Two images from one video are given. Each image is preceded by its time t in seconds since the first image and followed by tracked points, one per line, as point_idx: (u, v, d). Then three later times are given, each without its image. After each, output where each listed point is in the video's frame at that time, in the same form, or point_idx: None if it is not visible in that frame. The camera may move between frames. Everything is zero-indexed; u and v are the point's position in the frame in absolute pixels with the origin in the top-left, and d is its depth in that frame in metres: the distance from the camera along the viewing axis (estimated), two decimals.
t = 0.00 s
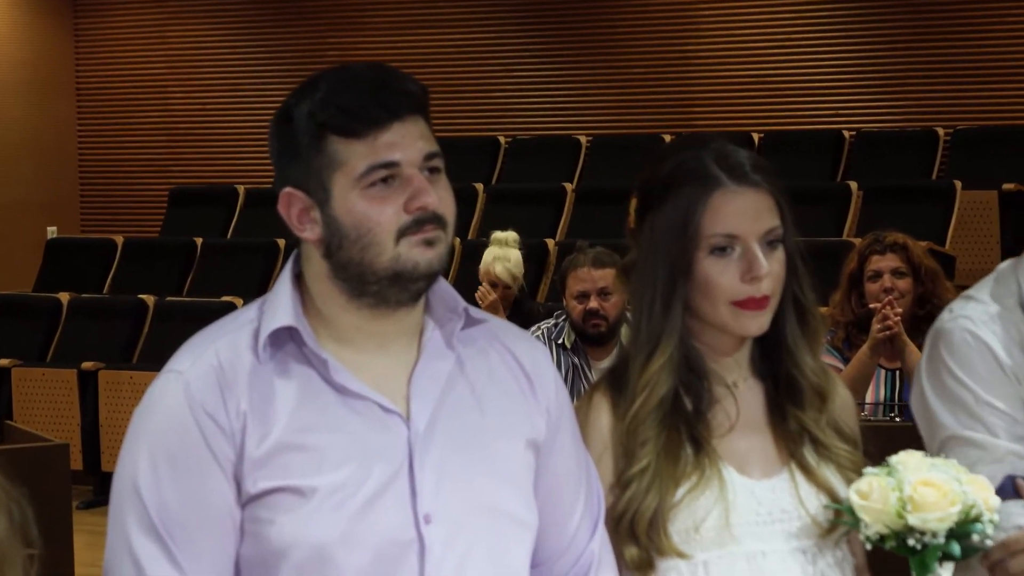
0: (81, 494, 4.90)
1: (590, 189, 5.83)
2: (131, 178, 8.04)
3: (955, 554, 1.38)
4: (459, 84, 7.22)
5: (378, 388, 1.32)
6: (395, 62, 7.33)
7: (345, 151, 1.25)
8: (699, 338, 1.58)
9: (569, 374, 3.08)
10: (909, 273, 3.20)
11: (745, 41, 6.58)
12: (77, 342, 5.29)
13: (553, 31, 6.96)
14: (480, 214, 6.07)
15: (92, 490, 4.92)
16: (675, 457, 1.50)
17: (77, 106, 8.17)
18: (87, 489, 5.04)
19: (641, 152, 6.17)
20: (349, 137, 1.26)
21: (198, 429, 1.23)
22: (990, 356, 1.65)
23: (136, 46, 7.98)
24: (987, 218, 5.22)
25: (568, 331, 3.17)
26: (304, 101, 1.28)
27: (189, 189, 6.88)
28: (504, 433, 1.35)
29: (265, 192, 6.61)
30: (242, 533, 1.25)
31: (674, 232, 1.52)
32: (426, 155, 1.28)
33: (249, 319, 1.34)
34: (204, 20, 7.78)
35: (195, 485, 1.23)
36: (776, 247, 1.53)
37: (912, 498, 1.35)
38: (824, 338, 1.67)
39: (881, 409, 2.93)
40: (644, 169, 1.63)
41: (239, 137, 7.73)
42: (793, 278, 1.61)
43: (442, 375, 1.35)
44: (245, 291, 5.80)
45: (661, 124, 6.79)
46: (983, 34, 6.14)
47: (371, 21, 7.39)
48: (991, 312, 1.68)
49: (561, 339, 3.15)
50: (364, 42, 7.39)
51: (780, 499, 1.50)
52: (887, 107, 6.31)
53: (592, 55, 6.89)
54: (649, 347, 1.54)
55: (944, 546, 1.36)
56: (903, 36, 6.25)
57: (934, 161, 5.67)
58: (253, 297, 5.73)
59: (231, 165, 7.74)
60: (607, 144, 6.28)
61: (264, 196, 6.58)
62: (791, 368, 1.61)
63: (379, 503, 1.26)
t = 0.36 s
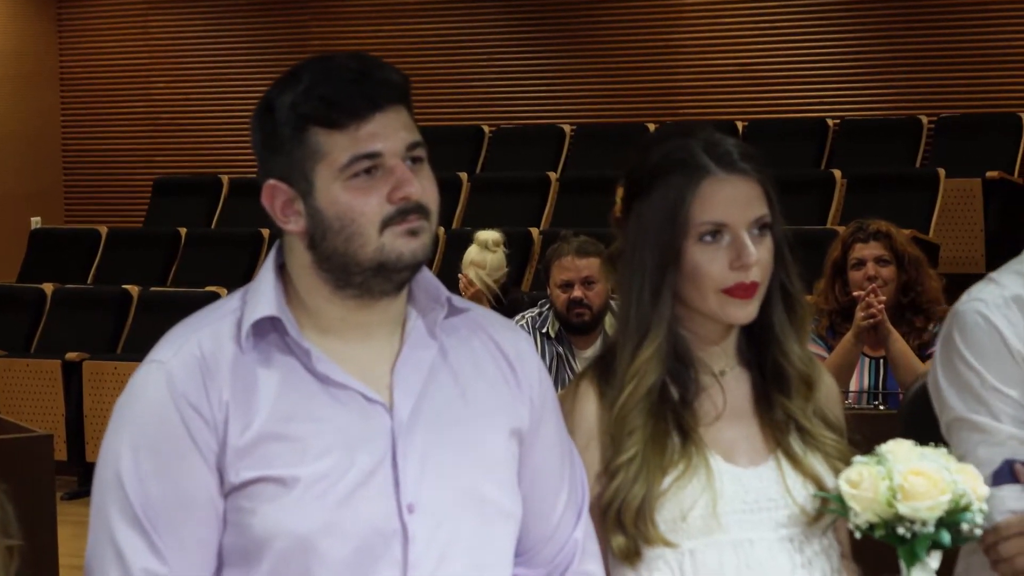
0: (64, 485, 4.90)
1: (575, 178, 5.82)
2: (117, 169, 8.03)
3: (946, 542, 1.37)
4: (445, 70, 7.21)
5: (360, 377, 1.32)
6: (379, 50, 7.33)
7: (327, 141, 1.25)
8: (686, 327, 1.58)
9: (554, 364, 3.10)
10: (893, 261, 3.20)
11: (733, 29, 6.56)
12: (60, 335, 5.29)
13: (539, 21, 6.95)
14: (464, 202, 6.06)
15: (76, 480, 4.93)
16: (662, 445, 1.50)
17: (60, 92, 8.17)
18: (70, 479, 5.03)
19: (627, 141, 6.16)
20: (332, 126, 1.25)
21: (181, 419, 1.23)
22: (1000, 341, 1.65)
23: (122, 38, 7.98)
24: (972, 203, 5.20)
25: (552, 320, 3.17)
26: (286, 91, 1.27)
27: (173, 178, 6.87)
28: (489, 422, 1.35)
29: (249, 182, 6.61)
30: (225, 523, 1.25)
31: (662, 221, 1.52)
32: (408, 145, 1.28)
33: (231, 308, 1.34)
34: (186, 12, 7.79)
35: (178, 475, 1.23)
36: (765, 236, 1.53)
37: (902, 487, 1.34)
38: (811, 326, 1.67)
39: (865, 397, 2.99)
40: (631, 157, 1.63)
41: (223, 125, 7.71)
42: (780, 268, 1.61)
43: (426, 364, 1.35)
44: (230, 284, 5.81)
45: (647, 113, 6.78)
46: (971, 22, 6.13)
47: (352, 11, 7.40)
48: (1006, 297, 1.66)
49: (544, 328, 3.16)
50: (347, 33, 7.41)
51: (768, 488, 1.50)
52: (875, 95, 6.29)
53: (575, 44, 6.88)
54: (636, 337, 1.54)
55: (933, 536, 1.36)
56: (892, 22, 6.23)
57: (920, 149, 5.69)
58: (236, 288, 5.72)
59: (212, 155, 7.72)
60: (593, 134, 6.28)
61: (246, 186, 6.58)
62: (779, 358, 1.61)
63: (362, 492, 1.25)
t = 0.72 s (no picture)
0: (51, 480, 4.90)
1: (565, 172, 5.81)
2: (107, 163, 8.02)
3: (931, 538, 1.38)
4: (431, 65, 7.21)
5: (349, 371, 1.32)
6: (366, 44, 7.34)
7: (315, 136, 1.25)
8: (676, 322, 1.58)
9: (542, 358, 3.12)
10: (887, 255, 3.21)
11: (724, 23, 6.55)
12: (47, 329, 5.28)
13: (530, 14, 6.93)
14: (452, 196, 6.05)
15: (65, 476, 4.92)
16: (651, 440, 1.50)
17: (49, 86, 8.15)
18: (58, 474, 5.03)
19: (616, 135, 6.16)
20: (320, 122, 1.25)
21: (169, 415, 1.23)
22: (1003, 331, 1.65)
23: (112, 32, 7.96)
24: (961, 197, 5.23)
25: (541, 314, 3.18)
26: (273, 87, 1.27)
27: (162, 173, 6.87)
28: (477, 417, 1.35)
29: (236, 175, 6.61)
30: (213, 519, 1.25)
31: (652, 215, 1.52)
32: (396, 140, 1.28)
33: (220, 303, 1.33)
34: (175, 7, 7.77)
35: (166, 470, 1.23)
36: (755, 231, 1.53)
37: (887, 484, 1.35)
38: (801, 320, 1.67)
39: (852, 391, 2.99)
40: (621, 151, 1.63)
41: (212, 119, 7.70)
42: (771, 263, 1.61)
43: (414, 358, 1.35)
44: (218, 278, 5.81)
45: (637, 107, 6.78)
46: (961, 16, 6.12)
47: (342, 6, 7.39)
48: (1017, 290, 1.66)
49: (532, 323, 3.16)
50: (335, 27, 7.40)
51: (757, 482, 1.51)
52: (865, 89, 6.29)
53: (564, 38, 6.87)
54: (626, 332, 1.54)
55: (919, 531, 1.36)
56: (881, 16, 6.22)
57: (909, 143, 5.69)
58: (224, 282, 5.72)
59: (200, 149, 7.72)
60: (583, 128, 6.27)
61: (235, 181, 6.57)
62: (770, 352, 1.62)
63: (350, 487, 1.26)
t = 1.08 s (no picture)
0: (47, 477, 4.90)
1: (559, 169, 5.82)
2: (102, 161, 8.01)
3: (923, 534, 1.38)
4: (426, 62, 7.21)
5: (347, 369, 1.32)
6: (363, 43, 7.32)
7: (314, 135, 1.25)
8: (672, 319, 1.58)
9: (540, 355, 3.11)
10: (887, 254, 3.23)
11: (718, 21, 6.56)
12: (42, 326, 5.28)
13: (524, 12, 6.94)
14: (448, 194, 6.06)
15: (61, 473, 4.92)
16: (647, 437, 1.50)
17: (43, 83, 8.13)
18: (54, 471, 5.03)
19: (610, 133, 6.17)
20: (319, 121, 1.25)
21: (167, 413, 1.23)
22: (970, 331, 1.61)
23: (106, 30, 7.95)
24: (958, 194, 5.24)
25: (538, 312, 3.18)
26: (272, 84, 1.27)
27: (156, 170, 6.86)
28: (475, 414, 1.35)
29: (233, 173, 6.60)
30: (212, 517, 1.25)
31: (649, 214, 1.52)
32: (394, 138, 1.28)
33: (218, 301, 1.34)
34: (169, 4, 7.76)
35: (164, 467, 1.23)
36: (751, 231, 1.53)
37: (878, 480, 1.35)
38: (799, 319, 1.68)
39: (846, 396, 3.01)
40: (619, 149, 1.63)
41: (207, 117, 7.69)
42: (768, 261, 1.61)
43: (412, 356, 1.35)
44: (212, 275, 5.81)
45: (631, 104, 6.78)
46: (953, 13, 6.13)
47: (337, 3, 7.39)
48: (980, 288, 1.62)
49: (530, 320, 3.17)
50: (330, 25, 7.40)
51: (753, 479, 1.51)
52: (858, 85, 6.30)
53: (558, 36, 6.88)
54: (623, 329, 1.55)
55: (911, 526, 1.37)
56: (874, 14, 6.24)
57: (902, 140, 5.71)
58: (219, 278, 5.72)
59: (197, 148, 7.70)
60: (578, 126, 6.27)
61: (230, 178, 6.57)
62: (767, 350, 1.62)
63: (348, 485, 1.26)
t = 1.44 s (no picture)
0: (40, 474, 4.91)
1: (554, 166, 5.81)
2: (98, 157, 8.02)
3: (914, 532, 1.37)
4: (420, 58, 7.20)
5: (337, 367, 1.32)
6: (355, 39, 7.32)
7: (301, 133, 1.25)
8: (663, 317, 1.58)
9: (532, 353, 3.09)
10: (881, 253, 3.23)
11: (715, 16, 6.53)
12: (37, 322, 5.29)
13: (519, 8, 6.92)
14: (442, 190, 6.05)
15: (54, 470, 4.93)
16: (637, 435, 1.50)
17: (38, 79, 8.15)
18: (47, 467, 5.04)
19: (606, 130, 6.15)
20: (306, 118, 1.25)
21: (157, 409, 1.23)
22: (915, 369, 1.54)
23: (102, 27, 7.96)
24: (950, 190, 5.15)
25: (530, 309, 3.17)
26: (262, 82, 1.26)
27: (152, 166, 6.87)
28: (464, 412, 1.35)
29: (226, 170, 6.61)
30: (203, 514, 1.25)
31: (640, 212, 1.52)
32: (384, 136, 1.28)
33: (208, 297, 1.34)
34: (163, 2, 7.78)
35: (153, 464, 1.23)
36: (742, 229, 1.53)
37: (869, 477, 1.35)
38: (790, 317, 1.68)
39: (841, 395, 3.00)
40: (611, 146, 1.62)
41: (202, 114, 7.69)
42: (759, 259, 1.61)
43: (402, 354, 1.35)
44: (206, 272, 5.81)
45: (627, 100, 6.76)
46: (951, 8, 6.10)
47: None
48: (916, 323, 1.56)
49: (522, 318, 3.16)
50: (322, 21, 7.40)
51: (743, 477, 1.51)
52: (854, 81, 6.27)
53: (551, 32, 6.86)
54: (614, 327, 1.54)
55: (902, 524, 1.36)
56: (872, 9, 6.20)
57: (899, 138, 5.69)
58: (213, 275, 5.73)
59: (191, 145, 7.70)
60: (573, 123, 6.26)
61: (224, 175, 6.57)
62: (757, 348, 1.62)
63: (338, 483, 1.26)
